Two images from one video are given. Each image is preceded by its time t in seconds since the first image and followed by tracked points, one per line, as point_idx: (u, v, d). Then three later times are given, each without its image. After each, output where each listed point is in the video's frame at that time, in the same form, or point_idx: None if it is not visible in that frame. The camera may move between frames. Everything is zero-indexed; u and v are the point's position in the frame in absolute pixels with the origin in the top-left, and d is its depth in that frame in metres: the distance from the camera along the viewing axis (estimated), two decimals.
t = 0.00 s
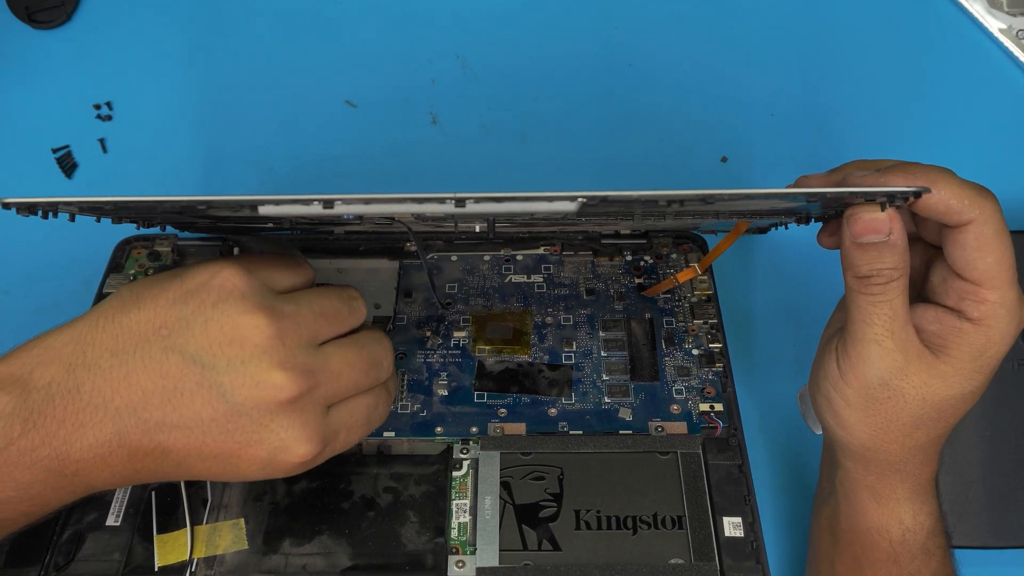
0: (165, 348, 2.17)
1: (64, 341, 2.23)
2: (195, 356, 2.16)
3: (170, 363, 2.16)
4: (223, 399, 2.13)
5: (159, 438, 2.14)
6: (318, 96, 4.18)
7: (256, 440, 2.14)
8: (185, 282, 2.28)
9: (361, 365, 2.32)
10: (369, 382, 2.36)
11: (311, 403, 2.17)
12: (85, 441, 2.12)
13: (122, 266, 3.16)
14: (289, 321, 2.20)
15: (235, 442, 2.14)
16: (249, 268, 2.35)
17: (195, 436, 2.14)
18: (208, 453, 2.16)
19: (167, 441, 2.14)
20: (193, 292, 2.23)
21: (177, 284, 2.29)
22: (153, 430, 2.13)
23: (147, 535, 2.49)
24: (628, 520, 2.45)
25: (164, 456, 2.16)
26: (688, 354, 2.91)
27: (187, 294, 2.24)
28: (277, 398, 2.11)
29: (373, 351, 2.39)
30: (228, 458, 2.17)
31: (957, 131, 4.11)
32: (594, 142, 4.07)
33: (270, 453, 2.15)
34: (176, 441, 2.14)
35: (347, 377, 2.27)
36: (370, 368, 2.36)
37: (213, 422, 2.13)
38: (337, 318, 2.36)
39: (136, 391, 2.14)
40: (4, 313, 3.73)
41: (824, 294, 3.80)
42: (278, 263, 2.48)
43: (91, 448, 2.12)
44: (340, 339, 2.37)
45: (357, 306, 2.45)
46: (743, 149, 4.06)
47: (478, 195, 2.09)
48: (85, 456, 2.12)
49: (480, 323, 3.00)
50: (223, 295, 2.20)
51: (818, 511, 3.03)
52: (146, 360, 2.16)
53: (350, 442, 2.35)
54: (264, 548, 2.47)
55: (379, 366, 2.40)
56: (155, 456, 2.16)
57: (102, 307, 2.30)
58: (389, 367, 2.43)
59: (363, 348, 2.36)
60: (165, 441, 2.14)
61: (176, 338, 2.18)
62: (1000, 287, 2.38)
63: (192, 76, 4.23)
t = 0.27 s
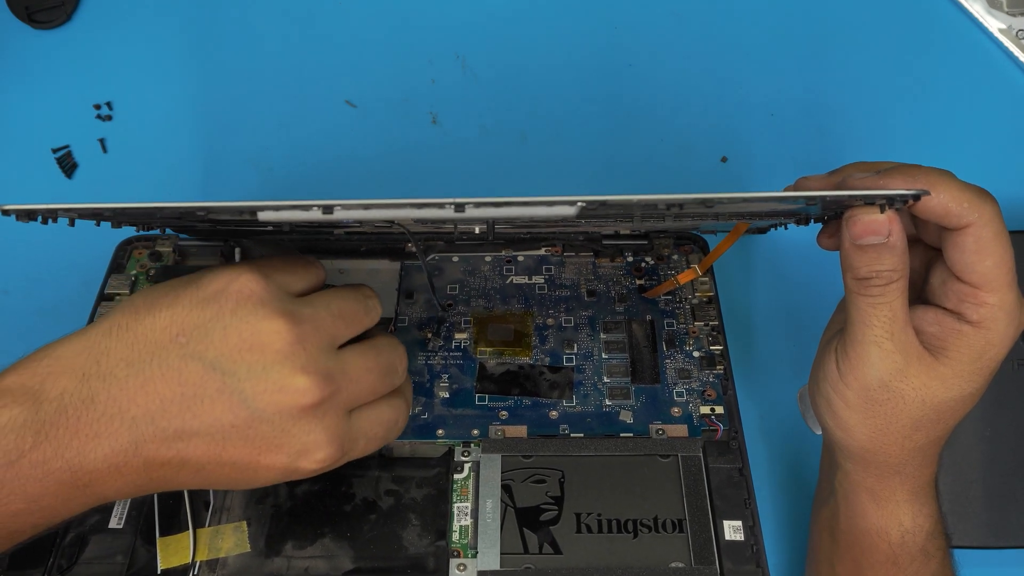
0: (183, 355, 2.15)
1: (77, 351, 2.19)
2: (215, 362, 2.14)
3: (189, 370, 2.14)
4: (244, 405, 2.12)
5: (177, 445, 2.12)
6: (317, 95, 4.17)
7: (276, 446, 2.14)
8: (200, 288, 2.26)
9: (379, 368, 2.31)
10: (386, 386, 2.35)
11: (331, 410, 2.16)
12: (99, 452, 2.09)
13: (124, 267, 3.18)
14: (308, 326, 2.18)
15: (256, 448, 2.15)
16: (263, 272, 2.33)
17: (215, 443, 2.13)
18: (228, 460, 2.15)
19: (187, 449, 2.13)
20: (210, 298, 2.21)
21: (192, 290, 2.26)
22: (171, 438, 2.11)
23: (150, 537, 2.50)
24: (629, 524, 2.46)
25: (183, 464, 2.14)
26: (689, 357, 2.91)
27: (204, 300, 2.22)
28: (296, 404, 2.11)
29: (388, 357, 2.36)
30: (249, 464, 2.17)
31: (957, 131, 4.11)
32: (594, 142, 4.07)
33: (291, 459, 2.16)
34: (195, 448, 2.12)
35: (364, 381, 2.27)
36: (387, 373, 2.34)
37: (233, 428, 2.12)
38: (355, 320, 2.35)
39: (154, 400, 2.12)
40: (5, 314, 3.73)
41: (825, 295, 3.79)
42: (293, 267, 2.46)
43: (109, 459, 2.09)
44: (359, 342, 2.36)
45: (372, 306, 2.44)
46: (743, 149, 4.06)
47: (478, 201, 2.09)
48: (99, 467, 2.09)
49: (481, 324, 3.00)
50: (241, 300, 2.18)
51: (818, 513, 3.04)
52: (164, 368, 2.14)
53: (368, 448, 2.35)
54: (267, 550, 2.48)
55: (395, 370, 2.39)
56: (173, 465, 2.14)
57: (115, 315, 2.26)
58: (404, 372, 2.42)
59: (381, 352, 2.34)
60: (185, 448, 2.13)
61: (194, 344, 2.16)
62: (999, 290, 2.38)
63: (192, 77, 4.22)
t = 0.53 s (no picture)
0: (190, 360, 2.16)
1: (80, 356, 2.19)
2: (223, 367, 2.15)
3: (196, 375, 2.15)
4: (252, 408, 2.13)
5: (183, 449, 2.13)
6: (318, 95, 4.16)
7: (284, 448, 2.15)
8: (205, 292, 2.26)
9: (385, 369, 2.32)
10: (393, 386, 2.35)
11: (339, 413, 2.17)
12: (105, 456, 2.10)
13: (126, 267, 3.18)
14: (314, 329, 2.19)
15: (265, 450, 2.15)
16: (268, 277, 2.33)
17: (223, 446, 2.14)
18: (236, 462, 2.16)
19: (194, 452, 2.14)
20: (216, 303, 2.21)
21: (198, 294, 2.26)
22: (178, 442, 2.13)
23: (153, 541, 2.52)
24: (629, 528, 2.48)
25: (191, 467, 2.16)
26: (689, 360, 2.91)
27: (209, 305, 2.22)
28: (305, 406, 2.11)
29: (397, 355, 2.39)
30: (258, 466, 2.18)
31: (956, 132, 4.09)
32: (594, 143, 4.05)
33: (300, 461, 2.17)
34: (202, 451, 2.14)
35: (371, 383, 2.27)
36: (394, 372, 2.35)
37: (241, 431, 2.13)
38: (358, 322, 2.36)
39: (161, 404, 2.13)
40: (6, 314, 3.73)
41: (825, 296, 3.80)
42: (297, 271, 2.47)
43: (116, 463, 2.11)
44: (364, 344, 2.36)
45: (377, 307, 2.45)
46: (743, 149, 4.04)
47: (477, 204, 2.09)
48: (105, 472, 2.11)
49: (482, 327, 3.01)
50: (247, 305, 2.19)
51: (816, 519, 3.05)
52: (171, 372, 2.15)
53: (372, 454, 2.33)
54: (268, 555, 2.49)
55: (403, 369, 2.39)
56: (179, 469, 2.16)
57: (119, 320, 2.26)
58: (412, 369, 2.43)
59: (387, 352, 2.35)
60: (192, 452, 2.14)
61: (201, 349, 2.16)
62: (997, 297, 2.39)
63: (191, 76, 4.21)
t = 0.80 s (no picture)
0: (195, 380, 2.17)
1: (83, 375, 2.19)
2: (228, 387, 2.17)
3: (201, 395, 2.16)
4: (257, 427, 2.15)
5: (189, 466, 2.16)
6: (316, 93, 4.12)
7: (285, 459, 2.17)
8: (209, 311, 2.25)
9: (389, 385, 2.34)
10: (398, 399, 2.38)
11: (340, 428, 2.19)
12: (113, 474, 2.13)
13: (127, 270, 3.19)
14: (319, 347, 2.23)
15: (269, 461, 2.18)
16: (271, 296, 2.34)
17: (226, 462, 2.16)
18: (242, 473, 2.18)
19: (200, 468, 2.17)
20: (220, 323, 2.22)
21: (202, 312, 2.26)
22: (183, 459, 2.15)
23: (159, 552, 2.57)
24: (627, 540, 2.53)
25: (196, 483, 2.19)
26: (688, 366, 2.93)
27: (214, 325, 2.22)
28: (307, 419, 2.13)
29: (404, 369, 2.42)
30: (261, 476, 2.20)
31: (957, 133, 4.04)
32: (593, 143, 4.02)
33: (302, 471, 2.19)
34: (207, 468, 2.16)
35: (375, 400, 2.30)
36: (399, 387, 2.38)
37: (246, 446, 2.15)
38: (362, 337, 2.38)
39: (167, 423, 2.15)
40: (10, 317, 3.74)
41: (824, 297, 3.83)
42: (302, 286, 2.49)
43: (123, 481, 2.14)
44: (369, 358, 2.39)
45: (380, 320, 2.47)
46: (744, 148, 4.02)
47: (477, 214, 2.10)
48: (113, 489, 2.14)
49: (482, 332, 3.02)
50: (252, 326, 2.20)
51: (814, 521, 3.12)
52: (176, 393, 2.16)
53: (376, 471, 2.38)
54: (273, 565, 2.55)
55: (409, 381, 2.44)
56: (184, 485, 2.19)
57: (121, 338, 2.25)
58: (419, 374, 2.48)
59: (392, 367, 2.38)
60: (198, 468, 2.17)
61: (206, 369, 2.17)
62: (996, 301, 2.39)
63: (189, 75, 4.16)
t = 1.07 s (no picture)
0: (183, 393, 2.17)
1: (73, 396, 2.18)
2: (215, 397, 2.17)
3: (189, 408, 2.16)
4: (244, 436, 2.15)
5: (180, 481, 2.15)
6: (316, 94, 4.12)
7: (274, 471, 2.18)
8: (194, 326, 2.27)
9: (380, 386, 2.31)
10: (391, 401, 2.35)
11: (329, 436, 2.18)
12: (103, 493, 2.11)
13: (126, 269, 3.18)
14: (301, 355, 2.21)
15: (256, 475, 2.18)
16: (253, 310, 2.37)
17: (216, 474, 2.16)
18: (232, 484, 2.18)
19: (191, 482, 2.15)
20: (205, 336, 2.23)
21: (186, 328, 2.28)
22: (174, 474, 2.14)
23: (157, 550, 2.56)
24: (627, 538, 2.52)
25: (189, 497, 2.17)
26: (687, 365, 2.93)
27: (199, 338, 2.23)
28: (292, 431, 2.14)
29: (395, 369, 2.38)
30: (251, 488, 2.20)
31: (956, 134, 4.05)
32: (593, 143, 4.02)
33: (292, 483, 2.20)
34: (198, 481, 2.15)
35: (363, 403, 2.27)
36: (392, 388, 2.35)
37: (235, 457, 2.15)
38: (347, 343, 2.35)
39: (155, 438, 2.14)
40: (7, 317, 3.74)
41: (825, 298, 3.81)
42: (282, 301, 2.53)
43: (115, 499, 2.12)
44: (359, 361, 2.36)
45: (364, 326, 2.45)
46: (744, 149, 4.02)
47: (477, 213, 2.10)
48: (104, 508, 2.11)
49: (482, 331, 3.02)
50: (235, 338, 2.22)
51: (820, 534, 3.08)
52: (164, 407, 2.15)
53: (372, 472, 2.37)
54: (272, 564, 2.53)
55: (402, 383, 2.39)
56: (176, 501, 2.17)
57: (108, 357, 2.25)
58: (413, 379, 2.44)
59: (382, 368, 2.34)
60: (189, 482, 2.15)
61: (192, 382, 2.18)
62: (998, 306, 2.35)
63: (190, 75, 4.17)
